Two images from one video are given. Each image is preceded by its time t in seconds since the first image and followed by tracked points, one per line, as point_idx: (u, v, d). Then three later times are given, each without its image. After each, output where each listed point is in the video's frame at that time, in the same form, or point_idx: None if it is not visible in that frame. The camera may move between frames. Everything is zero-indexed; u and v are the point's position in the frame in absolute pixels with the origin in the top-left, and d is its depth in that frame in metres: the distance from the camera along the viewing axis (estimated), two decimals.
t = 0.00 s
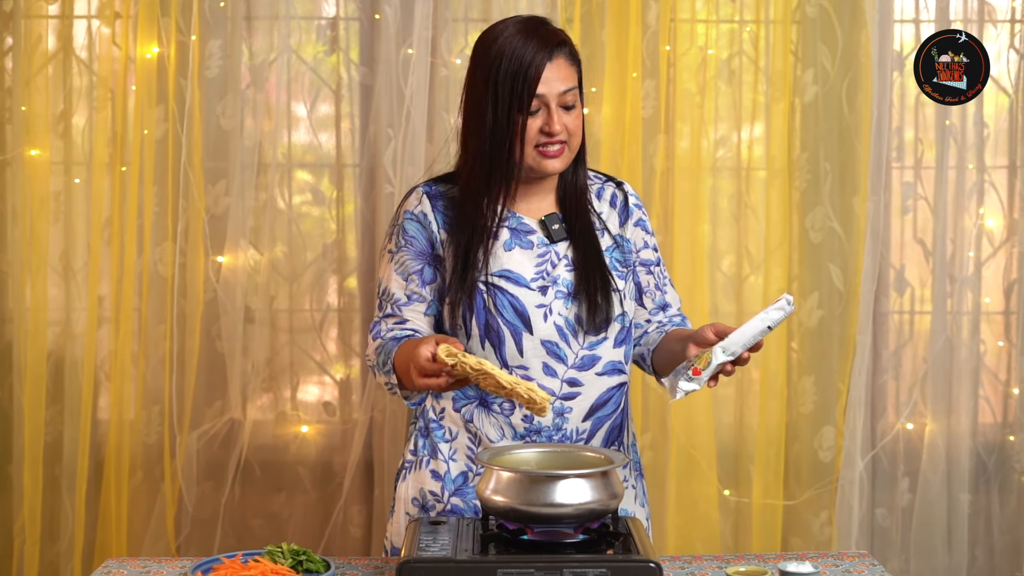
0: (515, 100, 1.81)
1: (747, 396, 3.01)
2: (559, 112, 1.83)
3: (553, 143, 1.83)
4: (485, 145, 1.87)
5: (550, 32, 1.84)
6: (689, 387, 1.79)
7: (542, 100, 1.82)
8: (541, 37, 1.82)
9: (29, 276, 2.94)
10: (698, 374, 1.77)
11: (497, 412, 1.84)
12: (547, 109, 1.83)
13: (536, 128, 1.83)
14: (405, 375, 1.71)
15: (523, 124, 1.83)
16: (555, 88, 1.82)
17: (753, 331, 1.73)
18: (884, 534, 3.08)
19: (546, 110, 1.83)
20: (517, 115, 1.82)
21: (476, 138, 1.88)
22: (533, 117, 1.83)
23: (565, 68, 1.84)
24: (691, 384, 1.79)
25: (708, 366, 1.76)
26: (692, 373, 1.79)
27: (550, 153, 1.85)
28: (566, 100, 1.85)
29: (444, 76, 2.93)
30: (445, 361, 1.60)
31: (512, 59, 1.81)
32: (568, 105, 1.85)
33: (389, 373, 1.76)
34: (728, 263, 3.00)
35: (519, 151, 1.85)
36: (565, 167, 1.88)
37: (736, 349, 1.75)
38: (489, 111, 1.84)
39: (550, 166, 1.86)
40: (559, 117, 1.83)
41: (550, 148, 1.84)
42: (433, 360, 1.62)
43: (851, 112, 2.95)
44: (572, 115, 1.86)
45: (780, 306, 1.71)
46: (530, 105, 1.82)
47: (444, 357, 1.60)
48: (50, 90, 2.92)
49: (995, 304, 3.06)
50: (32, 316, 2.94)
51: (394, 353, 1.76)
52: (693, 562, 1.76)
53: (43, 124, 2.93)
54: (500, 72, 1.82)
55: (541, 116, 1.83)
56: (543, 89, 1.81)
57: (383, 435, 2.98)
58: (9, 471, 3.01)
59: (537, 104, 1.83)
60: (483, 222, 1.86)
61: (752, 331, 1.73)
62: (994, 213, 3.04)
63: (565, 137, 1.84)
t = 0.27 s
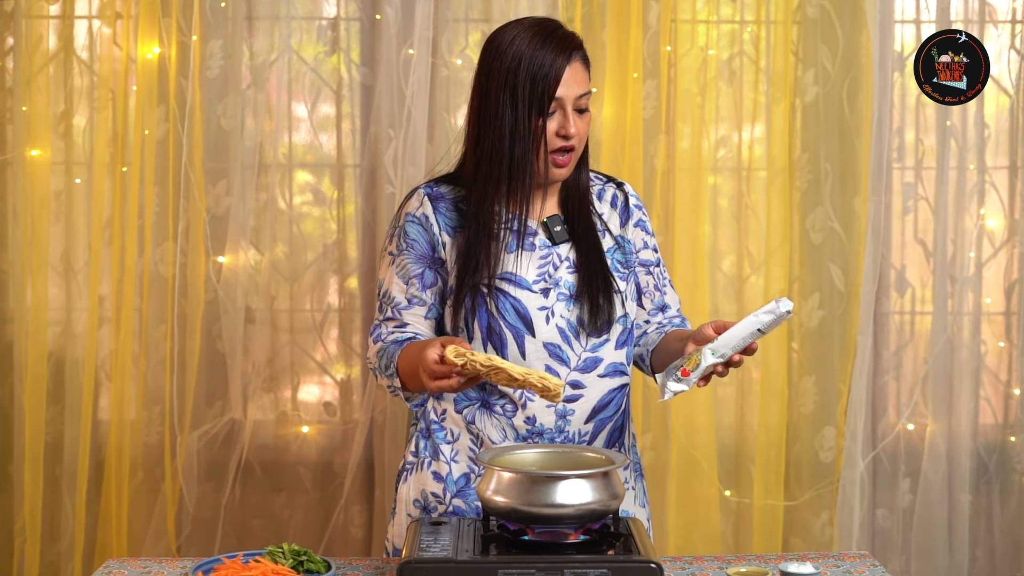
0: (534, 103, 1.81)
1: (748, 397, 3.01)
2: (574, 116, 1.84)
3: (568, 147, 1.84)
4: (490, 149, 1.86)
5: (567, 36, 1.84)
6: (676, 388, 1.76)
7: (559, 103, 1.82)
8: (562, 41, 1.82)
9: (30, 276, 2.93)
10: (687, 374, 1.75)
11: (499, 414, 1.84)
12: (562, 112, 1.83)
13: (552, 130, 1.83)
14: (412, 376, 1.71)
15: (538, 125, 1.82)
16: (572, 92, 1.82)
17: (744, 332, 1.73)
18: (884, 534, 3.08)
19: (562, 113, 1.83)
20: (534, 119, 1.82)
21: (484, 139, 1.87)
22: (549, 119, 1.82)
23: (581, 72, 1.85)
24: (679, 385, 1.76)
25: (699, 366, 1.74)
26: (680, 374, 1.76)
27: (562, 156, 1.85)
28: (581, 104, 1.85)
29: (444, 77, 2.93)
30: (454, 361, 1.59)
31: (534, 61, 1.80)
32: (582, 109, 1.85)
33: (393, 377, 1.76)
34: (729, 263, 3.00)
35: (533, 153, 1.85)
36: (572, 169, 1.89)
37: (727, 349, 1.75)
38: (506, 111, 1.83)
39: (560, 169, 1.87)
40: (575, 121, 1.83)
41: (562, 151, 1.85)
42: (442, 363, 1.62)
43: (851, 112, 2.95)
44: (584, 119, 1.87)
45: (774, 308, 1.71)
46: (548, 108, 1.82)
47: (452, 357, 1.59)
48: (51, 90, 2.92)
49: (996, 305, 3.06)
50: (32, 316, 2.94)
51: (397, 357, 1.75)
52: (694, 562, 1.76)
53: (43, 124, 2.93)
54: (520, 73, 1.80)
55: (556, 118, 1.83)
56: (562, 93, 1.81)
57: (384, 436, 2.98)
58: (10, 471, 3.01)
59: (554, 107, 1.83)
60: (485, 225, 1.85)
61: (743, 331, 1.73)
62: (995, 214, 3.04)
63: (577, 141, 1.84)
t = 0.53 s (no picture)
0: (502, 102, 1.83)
1: (748, 397, 3.01)
2: (547, 108, 1.83)
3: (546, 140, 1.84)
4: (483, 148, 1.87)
5: (536, 31, 1.86)
6: (667, 394, 1.74)
7: (529, 99, 1.83)
8: (526, 37, 1.84)
9: (29, 276, 2.93)
10: (676, 379, 1.73)
11: (499, 415, 1.84)
12: (534, 108, 1.84)
13: (525, 128, 1.84)
14: (413, 380, 1.70)
15: (513, 125, 1.84)
16: (541, 85, 1.83)
17: (730, 334, 1.70)
18: (884, 534, 3.08)
19: (534, 108, 1.84)
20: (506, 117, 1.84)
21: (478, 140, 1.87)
22: (521, 117, 1.85)
23: (552, 64, 1.85)
24: (670, 391, 1.74)
25: (687, 372, 1.72)
26: (670, 380, 1.74)
27: (544, 149, 1.85)
28: (556, 96, 1.85)
29: (444, 77, 2.93)
30: (457, 378, 1.56)
31: (496, 61, 1.84)
32: (558, 100, 1.85)
33: (393, 375, 1.75)
34: (729, 263, 3.00)
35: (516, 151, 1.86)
36: (561, 165, 1.87)
37: (715, 351, 1.72)
38: (479, 114, 1.86)
39: (547, 162, 1.86)
40: (548, 115, 1.83)
41: (544, 145, 1.85)
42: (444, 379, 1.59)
43: (851, 112, 2.95)
44: (564, 111, 1.86)
45: (757, 306, 1.66)
46: (517, 104, 1.83)
47: (456, 374, 1.56)
48: (51, 91, 2.92)
49: (996, 304, 3.06)
50: (32, 317, 2.94)
51: (399, 355, 1.75)
52: (694, 562, 1.76)
53: (43, 124, 2.93)
54: (484, 75, 1.85)
55: (530, 115, 1.84)
56: (528, 88, 1.82)
57: (384, 436, 2.98)
58: (10, 471, 3.01)
59: (525, 103, 1.84)
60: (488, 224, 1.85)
61: (729, 333, 1.69)
62: (994, 214, 3.04)
63: (555, 134, 1.84)
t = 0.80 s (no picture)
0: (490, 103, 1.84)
1: (748, 398, 3.00)
2: (535, 108, 1.83)
3: (534, 140, 1.83)
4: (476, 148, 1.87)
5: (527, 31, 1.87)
6: (657, 435, 1.75)
7: (517, 99, 1.83)
8: (517, 36, 1.84)
9: (29, 278, 2.94)
10: (666, 421, 1.73)
11: (498, 416, 1.84)
12: (523, 108, 1.84)
13: (514, 128, 1.84)
14: (410, 377, 1.71)
15: (501, 126, 1.85)
16: (528, 85, 1.83)
17: (715, 373, 1.69)
18: (884, 535, 3.08)
19: (523, 109, 1.84)
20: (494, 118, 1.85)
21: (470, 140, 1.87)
22: (510, 118, 1.85)
23: (542, 64, 1.85)
24: (661, 430, 1.74)
25: (675, 415, 1.72)
26: (660, 420, 1.75)
27: (533, 151, 1.84)
28: (545, 96, 1.85)
29: (444, 78, 2.93)
30: (455, 381, 1.55)
31: (485, 61, 1.84)
32: (547, 101, 1.84)
33: (388, 374, 1.76)
34: (729, 264, 3.00)
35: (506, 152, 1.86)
36: (552, 166, 1.86)
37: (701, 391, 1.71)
38: (471, 115, 1.87)
39: (537, 164, 1.85)
40: (535, 115, 1.83)
41: (533, 146, 1.84)
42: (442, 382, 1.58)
43: (851, 113, 2.95)
44: (554, 112, 1.85)
45: (738, 349, 1.64)
46: (506, 105, 1.84)
47: (454, 377, 1.55)
48: (51, 92, 2.93)
49: (996, 305, 3.06)
50: (33, 318, 2.94)
51: (394, 354, 1.76)
52: (694, 564, 1.76)
53: (43, 126, 2.93)
54: (475, 75, 1.86)
55: (519, 116, 1.84)
56: (516, 88, 1.83)
57: (384, 437, 2.98)
58: (10, 473, 3.01)
59: (514, 104, 1.84)
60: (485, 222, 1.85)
61: (714, 373, 1.68)
62: (995, 215, 3.04)
63: (543, 134, 1.83)
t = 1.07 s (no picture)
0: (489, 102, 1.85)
1: (751, 399, 3.00)
2: (532, 108, 1.84)
3: (529, 140, 1.84)
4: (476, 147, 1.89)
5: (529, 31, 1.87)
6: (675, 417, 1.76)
7: (515, 99, 1.84)
8: (516, 36, 1.85)
9: (32, 280, 2.94)
10: (686, 404, 1.74)
11: (501, 419, 1.83)
12: (520, 108, 1.84)
13: (511, 128, 1.85)
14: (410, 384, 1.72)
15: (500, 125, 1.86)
16: (526, 85, 1.83)
17: (742, 361, 1.69)
18: (888, 536, 3.08)
19: (519, 108, 1.84)
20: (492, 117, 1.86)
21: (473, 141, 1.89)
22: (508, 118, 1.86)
23: (541, 64, 1.85)
24: (680, 412, 1.75)
25: (697, 397, 1.72)
26: (680, 403, 1.75)
27: (529, 151, 1.85)
28: (543, 97, 1.85)
29: (447, 80, 2.93)
30: (447, 396, 1.56)
31: (484, 61, 1.85)
32: (545, 101, 1.85)
33: (387, 379, 1.77)
34: (732, 265, 3.00)
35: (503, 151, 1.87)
36: (550, 167, 1.87)
37: (725, 377, 1.71)
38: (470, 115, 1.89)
39: (533, 164, 1.86)
40: (531, 115, 1.84)
41: (529, 146, 1.85)
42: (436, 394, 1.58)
43: (853, 114, 2.95)
44: (552, 112, 1.86)
45: (769, 339, 1.64)
46: (502, 104, 1.85)
47: (445, 394, 1.55)
48: (53, 94, 2.93)
49: (999, 306, 3.06)
50: (35, 320, 2.94)
51: (393, 360, 1.77)
52: (698, 565, 1.76)
53: (46, 127, 2.93)
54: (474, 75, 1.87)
55: (516, 115, 1.85)
56: (513, 87, 1.84)
57: (387, 439, 2.99)
58: (13, 475, 3.01)
59: (511, 103, 1.85)
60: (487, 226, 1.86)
61: (741, 361, 1.69)
62: (998, 215, 3.03)
63: (539, 134, 1.84)
